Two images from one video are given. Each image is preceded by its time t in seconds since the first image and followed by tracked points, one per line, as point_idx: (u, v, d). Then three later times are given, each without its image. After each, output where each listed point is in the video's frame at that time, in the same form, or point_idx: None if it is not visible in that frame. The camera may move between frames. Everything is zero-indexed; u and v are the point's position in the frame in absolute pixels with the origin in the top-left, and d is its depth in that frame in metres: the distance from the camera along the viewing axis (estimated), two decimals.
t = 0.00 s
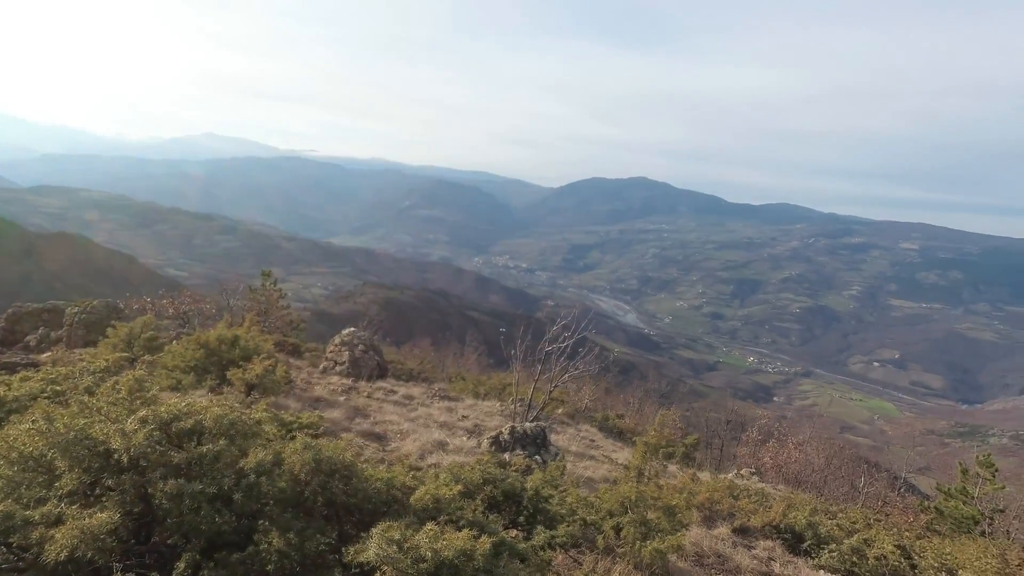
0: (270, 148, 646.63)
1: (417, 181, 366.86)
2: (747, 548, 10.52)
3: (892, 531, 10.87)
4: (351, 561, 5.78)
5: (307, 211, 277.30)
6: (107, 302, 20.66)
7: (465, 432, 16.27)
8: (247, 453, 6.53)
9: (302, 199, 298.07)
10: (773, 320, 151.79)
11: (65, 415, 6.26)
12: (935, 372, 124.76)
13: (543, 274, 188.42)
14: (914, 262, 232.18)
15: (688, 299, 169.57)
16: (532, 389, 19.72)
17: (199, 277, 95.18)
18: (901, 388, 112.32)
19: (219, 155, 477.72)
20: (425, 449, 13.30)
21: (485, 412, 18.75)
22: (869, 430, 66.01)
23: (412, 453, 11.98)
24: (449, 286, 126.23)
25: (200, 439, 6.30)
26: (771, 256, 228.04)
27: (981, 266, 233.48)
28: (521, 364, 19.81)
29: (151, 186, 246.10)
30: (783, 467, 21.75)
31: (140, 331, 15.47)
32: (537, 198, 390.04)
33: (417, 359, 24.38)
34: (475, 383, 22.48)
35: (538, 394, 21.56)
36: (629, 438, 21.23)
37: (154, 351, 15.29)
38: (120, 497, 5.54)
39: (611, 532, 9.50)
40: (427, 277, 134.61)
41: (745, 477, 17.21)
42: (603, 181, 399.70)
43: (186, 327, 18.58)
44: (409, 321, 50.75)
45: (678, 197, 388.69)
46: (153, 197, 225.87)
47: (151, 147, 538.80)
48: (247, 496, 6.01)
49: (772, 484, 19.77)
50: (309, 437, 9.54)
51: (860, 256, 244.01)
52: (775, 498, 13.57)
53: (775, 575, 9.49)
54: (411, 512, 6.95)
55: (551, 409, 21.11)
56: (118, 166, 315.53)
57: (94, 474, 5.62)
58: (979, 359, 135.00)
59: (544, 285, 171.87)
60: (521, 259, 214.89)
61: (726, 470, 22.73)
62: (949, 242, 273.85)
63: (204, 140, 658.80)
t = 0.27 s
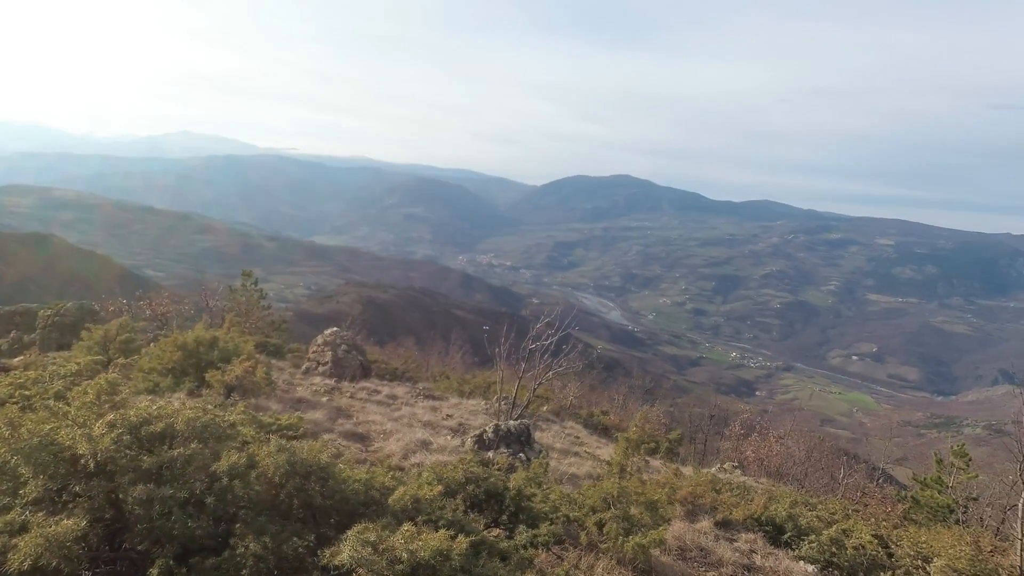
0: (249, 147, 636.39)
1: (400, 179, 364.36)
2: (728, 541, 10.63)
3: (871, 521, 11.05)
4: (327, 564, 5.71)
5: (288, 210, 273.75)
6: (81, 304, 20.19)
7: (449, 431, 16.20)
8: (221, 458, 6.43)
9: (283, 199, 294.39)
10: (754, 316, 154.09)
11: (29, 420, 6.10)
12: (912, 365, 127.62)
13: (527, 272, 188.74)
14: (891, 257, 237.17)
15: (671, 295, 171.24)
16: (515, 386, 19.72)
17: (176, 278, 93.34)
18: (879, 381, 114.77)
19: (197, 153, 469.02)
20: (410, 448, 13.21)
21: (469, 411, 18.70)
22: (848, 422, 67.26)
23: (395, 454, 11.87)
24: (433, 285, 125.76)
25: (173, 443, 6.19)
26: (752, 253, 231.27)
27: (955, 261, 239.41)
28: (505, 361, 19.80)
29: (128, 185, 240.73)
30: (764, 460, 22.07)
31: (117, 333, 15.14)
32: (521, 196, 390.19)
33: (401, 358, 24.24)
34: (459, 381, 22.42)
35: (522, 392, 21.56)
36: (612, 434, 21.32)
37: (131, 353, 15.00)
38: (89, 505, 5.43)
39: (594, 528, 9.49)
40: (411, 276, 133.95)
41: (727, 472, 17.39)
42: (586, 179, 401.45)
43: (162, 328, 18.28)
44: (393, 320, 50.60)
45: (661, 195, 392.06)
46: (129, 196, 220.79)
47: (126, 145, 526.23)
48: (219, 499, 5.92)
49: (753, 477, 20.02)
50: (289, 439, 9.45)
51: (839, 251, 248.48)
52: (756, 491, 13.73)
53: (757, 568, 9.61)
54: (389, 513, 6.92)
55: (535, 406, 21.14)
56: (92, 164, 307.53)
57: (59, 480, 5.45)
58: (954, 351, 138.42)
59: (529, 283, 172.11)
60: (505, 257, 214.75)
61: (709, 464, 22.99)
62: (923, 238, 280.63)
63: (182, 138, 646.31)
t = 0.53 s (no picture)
0: (237, 149, 630.65)
1: (390, 180, 362.94)
2: (722, 537, 10.67)
3: (861, 515, 11.15)
4: (318, 566, 5.65)
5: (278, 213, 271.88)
6: (68, 310, 19.94)
7: (442, 432, 16.18)
8: (211, 463, 6.36)
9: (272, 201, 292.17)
10: (745, 312, 155.15)
11: (11, 429, 6.00)
12: (900, 359, 129.12)
13: (519, 272, 189.00)
14: (879, 252, 239.73)
15: (662, 293, 171.97)
16: (509, 387, 19.71)
17: (164, 282, 92.27)
18: (868, 375, 115.95)
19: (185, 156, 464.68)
20: (402, 450, 13.18)
21: (462, 412, 18.65)
22: (838, 417, 67.87)
23: (388, 457, 11.83)
24: (424, 286, 125.48)
25: (158, 450, 6.11)
26: (742, 250, 232.89)
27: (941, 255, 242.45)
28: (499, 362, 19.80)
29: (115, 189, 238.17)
30: (757, 456, 22.24)
31: (105, 339, 14.95)
32: (512, 195, 390.10)
33: (394, 360, 24.15)
34: (453, 382, 22.36)
35: (515, 392, 21.57)
36: (606, 433, 21.40)
37: (119, 359, 14.82)
38: (73, 514, 5.34)
39: (587, 526, 9.50)
40: (402, 276, 133.50)
41: (721, 468, 17.48)
42: (576, 178, 402.08)
43: (151, 333, 18.08)
44: (385, 321, 50.45)
45: (651, 193, 393.43)
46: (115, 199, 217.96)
47: (110, 148, 519.11)
48: (207, 506, 5.84)
49: (747, 473, 20.18)
50: (278, 444, 9.36)
51: (828, 247, 250.82)
52: (749, 486, 13.81)
53: (750, 562, 9.65)
54: (379, 514, 6.87)
55: (529, 406, 21.16)
56: (76, 168, 303.19)
57: (42, 488, 5.36)
58: (941, 345, 140.23)
59: (521, 283, 172.25)
60: (497, 257, 214.73)
61: (702, 460, 23.14)
62: (909, 233, 284.09)
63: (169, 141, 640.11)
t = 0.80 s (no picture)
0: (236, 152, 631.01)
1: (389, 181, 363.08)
2: (727, 534, 10.63)
3: (866, 510, 11.11)
4: (318, 568, 5.62)
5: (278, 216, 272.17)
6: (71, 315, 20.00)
7: (444, 432, 16.18)
8: (211, 465, 6.35)
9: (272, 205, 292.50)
10: (746, 309, 155.01)
11: (10, 433, 5.99)
12: (903, 353, 128.86)
13: (519, 272, 189.04)
14: (880, 246, 239.20)
15: (663, 290, 171.91)
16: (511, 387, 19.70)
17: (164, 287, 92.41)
18: (870, 370, 115.74)
19: (184, 159, 465.66)
20: (404, 451, 13.17)
21: (465, 412, 18.65)
22: (842, 412, 67.62)
23: (390, 457, 11.84)
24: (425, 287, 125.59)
25: (157, 453, 6.09)
26: (742, 246, 232.70)
27: (942, 249, 241.90)
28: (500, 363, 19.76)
29: (115, 194, 238.79)
30: (760, 452, 22.23)
31: (107, 343, 14.98)
32: (511, 195, 390.04)
33: (396, 361, 24.17)
34: (454, 383, 22.35)
35: (517, 391, 21.59)
36: (608, 431, 21.38)
37: (121, 363, 14.85)
38: (73, 517, 5.33)
39: (590, 525, 9.48)
40: (403, 278, 133.65)
41: (724, 464, 17.46)
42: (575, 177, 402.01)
43: (153, 337, 18.10)
44: (387, 323, 50.55)
45: (650, 191, 393.10)
46: (115, 205, 218.33)
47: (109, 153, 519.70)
48: (208, 509, 5.84)
49: (750, 469, 20.17)
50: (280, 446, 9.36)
51: (828, 243, 250.22)
52: (753, 483, 13.77)
53: (754, 559, 9.63)
54: (381, 515, 6.86)
55: (531, 405, 21.17)
56: (76, 174, 303.79)
57: (42, 493, 5.34)
58: (944, 340, 139.93)
59: (521, 282, 171.99)
60: (497, 257, 214.82)
61: (705, 457, 23.14)
62: (910, 227, 283.53)
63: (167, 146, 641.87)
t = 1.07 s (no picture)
0: (233, 155, 630.72)
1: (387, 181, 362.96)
2: (726, 529, 10.67)
3: (867, 504, 11.14)
4: (314, 570, 5.63)
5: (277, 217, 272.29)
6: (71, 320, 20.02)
7: (444, 432, 16.22)
8: (206, 468, 6.36)
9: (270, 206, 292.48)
10: (745, 305, 155.12)
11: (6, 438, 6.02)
12: (902, 348, 128.93)
13: (518, 271, 189.08)
14: (878, 241, 239.24)
15: (662, 288, 171.98)
16: (510, 386, 19.71)
17: (163, 290, 92.49)
18: (870, 365, 115.82)
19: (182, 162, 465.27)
20: (403, 452, 13.20)
21: (465, 411, 18.67)
22: (841, 407, 67.67)
23: (389, 458, 11.85)
24: (424, 287, 125.72)
25: (151, 455, 6.13)
26: (741, 242, 232.77)
27: (940, 243, 241.84)
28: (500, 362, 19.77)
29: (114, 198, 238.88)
30: (760, 448, 22.26)
31: (106, 348, 15.00)
32: (509, 194, 390.12)
33: (395, 361, 24.20)
34: (454, 382, 22.36)
35: (517, 390, 21.63)
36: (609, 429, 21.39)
37: (120, 367, 14.90)
38: (68, 521, 5.36)
39: (590, 523, 9.49)
40: (402, 278, 133.85)
41: (724, 461, 17.49)
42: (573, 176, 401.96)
43: (152, 340, 18.13)
44: (386, 323, 50.64)
45: (648, 188, 392.90)
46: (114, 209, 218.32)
47: (106, 157, 519.37)
48: (202, 511, 5.87)
49: (750, 465, 20.23)
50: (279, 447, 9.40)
51: (827, 238, 250.24)
52: (753, 479, 13.80)
53: (755, 554, 9.65)
54: (378, 515, 6.91)
55: (531, 404, 21.21)
56: (74, 178, 303.87)
57: (37, 499, 5.38)
58: (943, 333, 140.03)
59: (520, 281, 172.03)
60: (496, 256, 214.96)
61: (705, 453, 23.20)
62: (908, 221, 283.60)
63: (165, 149, 641.52)
